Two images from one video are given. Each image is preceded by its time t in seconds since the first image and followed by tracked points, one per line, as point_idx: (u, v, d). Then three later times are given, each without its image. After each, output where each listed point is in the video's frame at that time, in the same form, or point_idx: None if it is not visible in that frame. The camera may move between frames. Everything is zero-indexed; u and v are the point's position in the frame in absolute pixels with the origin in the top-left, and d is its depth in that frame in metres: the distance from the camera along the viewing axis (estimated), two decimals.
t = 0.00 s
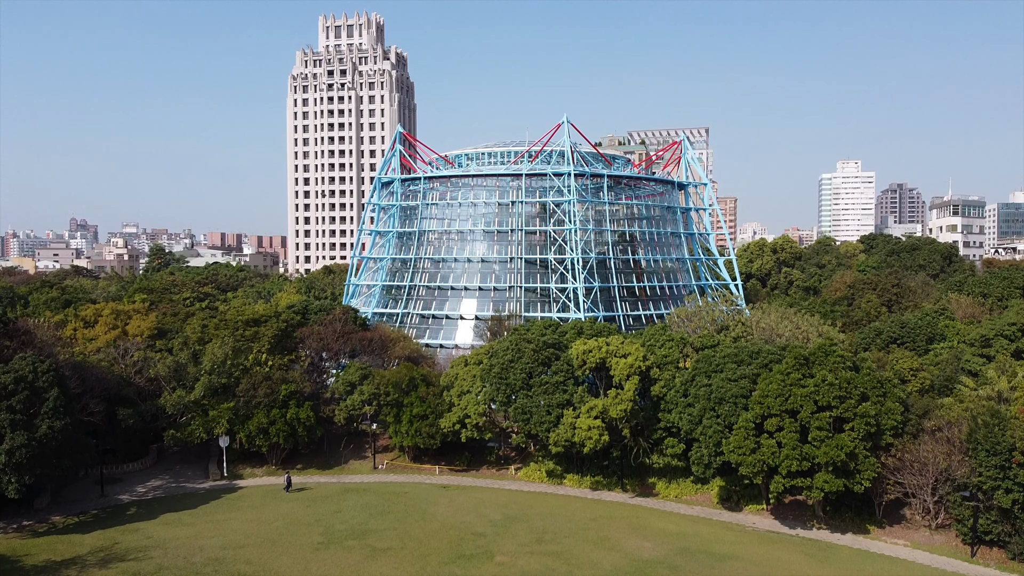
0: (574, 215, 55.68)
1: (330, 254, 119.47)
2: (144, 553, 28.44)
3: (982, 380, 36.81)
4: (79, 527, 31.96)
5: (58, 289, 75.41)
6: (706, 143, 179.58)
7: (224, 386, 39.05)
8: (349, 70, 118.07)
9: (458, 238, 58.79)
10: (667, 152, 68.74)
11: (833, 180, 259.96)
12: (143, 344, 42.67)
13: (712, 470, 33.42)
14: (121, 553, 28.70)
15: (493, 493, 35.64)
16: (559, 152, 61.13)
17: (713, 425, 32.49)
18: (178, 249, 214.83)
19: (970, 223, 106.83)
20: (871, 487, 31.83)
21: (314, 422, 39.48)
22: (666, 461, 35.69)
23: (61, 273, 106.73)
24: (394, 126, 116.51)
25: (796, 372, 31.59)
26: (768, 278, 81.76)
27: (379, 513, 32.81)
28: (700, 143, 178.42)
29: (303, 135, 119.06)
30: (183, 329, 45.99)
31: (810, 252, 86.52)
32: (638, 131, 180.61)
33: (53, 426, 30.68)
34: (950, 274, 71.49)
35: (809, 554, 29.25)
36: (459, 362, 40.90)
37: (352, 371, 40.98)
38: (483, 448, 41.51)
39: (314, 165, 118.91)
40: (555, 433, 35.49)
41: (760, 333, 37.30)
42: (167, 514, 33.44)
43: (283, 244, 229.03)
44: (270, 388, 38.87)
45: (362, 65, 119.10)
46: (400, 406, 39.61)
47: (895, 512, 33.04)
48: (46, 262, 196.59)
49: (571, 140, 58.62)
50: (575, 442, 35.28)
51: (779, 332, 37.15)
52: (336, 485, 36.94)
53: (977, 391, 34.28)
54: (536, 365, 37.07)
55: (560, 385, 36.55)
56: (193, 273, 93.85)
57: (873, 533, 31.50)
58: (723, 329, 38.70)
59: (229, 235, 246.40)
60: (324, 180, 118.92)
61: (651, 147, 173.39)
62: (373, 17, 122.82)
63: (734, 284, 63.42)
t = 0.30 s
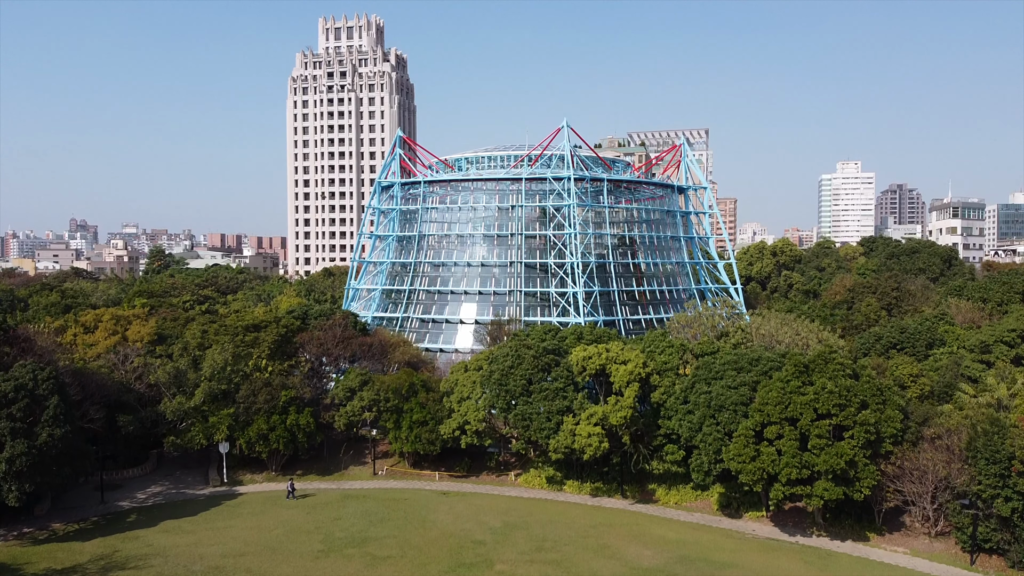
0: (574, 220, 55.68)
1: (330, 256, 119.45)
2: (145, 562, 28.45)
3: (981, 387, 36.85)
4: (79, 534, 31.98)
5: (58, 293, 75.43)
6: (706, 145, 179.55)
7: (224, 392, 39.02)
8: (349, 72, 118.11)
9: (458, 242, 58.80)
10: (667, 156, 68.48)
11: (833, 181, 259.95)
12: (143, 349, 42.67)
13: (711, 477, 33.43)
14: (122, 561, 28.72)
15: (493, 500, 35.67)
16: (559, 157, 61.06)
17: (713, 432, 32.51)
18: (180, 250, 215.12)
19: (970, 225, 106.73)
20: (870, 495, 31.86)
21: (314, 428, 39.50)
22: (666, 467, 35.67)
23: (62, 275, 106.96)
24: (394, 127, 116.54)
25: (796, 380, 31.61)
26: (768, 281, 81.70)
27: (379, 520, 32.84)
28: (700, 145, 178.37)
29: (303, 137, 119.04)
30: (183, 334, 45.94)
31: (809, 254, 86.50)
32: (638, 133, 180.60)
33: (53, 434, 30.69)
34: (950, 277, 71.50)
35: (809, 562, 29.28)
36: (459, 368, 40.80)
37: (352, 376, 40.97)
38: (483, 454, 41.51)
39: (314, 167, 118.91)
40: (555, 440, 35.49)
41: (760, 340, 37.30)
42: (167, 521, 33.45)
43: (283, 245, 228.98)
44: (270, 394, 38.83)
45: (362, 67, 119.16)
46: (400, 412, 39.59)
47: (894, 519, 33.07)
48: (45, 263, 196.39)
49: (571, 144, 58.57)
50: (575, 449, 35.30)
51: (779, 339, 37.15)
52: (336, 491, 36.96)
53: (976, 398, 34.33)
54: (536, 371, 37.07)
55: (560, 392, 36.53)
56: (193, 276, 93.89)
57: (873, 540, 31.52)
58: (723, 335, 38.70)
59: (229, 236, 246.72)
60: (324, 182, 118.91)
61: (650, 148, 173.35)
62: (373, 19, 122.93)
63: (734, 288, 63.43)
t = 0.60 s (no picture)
0: (574, 224, 55.66)
1: (330, 258, 119.41)
2: (145, 570, 28.47)
3: (981, 393, 36.89)
4: (79, 542, 31.99)
5: (58, 297, 75.51)
6: (706, 146, 179.58)
7: (224, 398, 39.04)
8: (349, 74, 118.15)
9: (458, 246, 58.81)
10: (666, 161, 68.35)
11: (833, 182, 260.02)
12: (143, 355, 42.66)
13: (711, 485, 33.44)
14: (122, 569, 28.73)
15: (492, 507, 35.71)
16: (558, 161, 61.03)
17: (712, 439, 32.52)
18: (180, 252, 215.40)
19: (970, 227, 106.59)
20: (870, 503, 31.86)
21: (314, 434, 39.53)
22: (666, 473, 35.66)
23: (62, 278, 107.13)
24: (394, 129, 116.58)
25: (796, 388, 31.64)
26: (768, 284, 81.68)
27: (379, 527, 32.88)
28: (700, 146, 178.40)
29: (303, 138, 119.04)
30: (183, 339, 45.89)
31: (809, 257, 86.51)
32: (638, 134, 180.66)
33: (53, 442, 30.72)
34: (950, 281, 71.49)
35: (809, 570, 29.29)
36: (459, 374, 40.78)
37: (352, 383, 40.96)
38: (483, 459, 41.50)
39: (314, 169, 118.90)
40: (554, 447, 35.51)
41: (760, 346, 37.30)
42: (167, 528, 33.47)
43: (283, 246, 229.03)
44: (270, 401, 38.86)
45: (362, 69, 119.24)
46: (400, 418, 39.61)
47: (894, 527, 33.06)
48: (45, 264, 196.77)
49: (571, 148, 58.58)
50: (575, 456, 35.30)
51: (778, 345, 37.14)
52: (336, 498, 36.98)
53: (976, 405, 34.37)
54: (536, 377, 37.07)
55: (560, 398, 36.53)
56: (193, 279, 93.96)
57: (873, 548, 31.52)
58: (723, 342, 38.68)
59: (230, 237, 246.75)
60: (324, 183, 118.89)
61: (650, 149, 173.41)
62: (373, 21, 123.05)
63: (733, 292, 63.42)
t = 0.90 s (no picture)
0: (574, 228, 55.67)
1: (330, 260, 119.43)
2: None
3: (980, 400, 36.93)
4: (80, 549, 32.02)
5: (58, 300, 75.56)
6: (706, 147, 179.52)
7: (224, 404, 39.09)
8: (349, 76, 118.18)
9: (458, 250, 58.80)
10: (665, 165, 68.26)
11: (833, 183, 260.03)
12: (143, 361, 42.69)
13: (711, 492, 33.47)
14: None
15: (492, 514, 35.76)
16: (558, 165, 61.03)
17: (712, 447, 32.55)
18: (180, 253, 215.23)
19: (969, 230, 106.49)
20: (869, 510, 31.87)
21: (314, 440, 39.55)
22: (666, 480, 35.67)
23: (63, 280, 107.26)
24: (394, 131, 116.66)
25: (796, 395, 31.67)
26: (768, 287, 81.60)
27: (379, 535, 32.92)
28: (700, 148, 178.40)
29: (303, 140, 119.09)
30: (183, 345, 45.85)
31: (809, 260, 86.46)
32: (638, 135, 180.69)
33: (53, 450, 30.76)
34: (949, 284, 71.50)
35: None
36: (459, 380, 40.79)
37: (352, 389, 40.99)
38: (483, 465, 41.52)
39: (314, 171, 118.94)
40: (554, 453, 35.50)
41: (760, 352, 37.31)
42: (167, 535, 33.49)
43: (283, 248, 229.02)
44: (270, 407, 38.87)
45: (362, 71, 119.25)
46: (400, 424, 39.58)
47: (893, 534, 33.07)
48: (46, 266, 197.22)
49: (571, 153, 58.56)
50: (574, 463, 35.33)
51: (778, 351, 37.17)
52: (336, 504, 37.03)
53: (975, 412, 34.41)
54: (536, 383, 37.04)
55: (560, 405, 36.54)
56: (193, 281, 93.95)
57: (872, 555, 31.53)
58: (723, 348, 38.67)
59: (229, 239, 246.79)
60: (323, 185, 118.92)
61: (650, 151, 173.39)
62: (373, 23, 123.10)
63: (733, 296, 63.40)
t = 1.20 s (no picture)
0: (574, 233, 55.65)
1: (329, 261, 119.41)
2: None
3: (979, 407, 36.96)
4: (79, 556, 32.03)
5: (58, 303, 75.57)
6: (706, 148, 179.53)
7: (224, 410, 39.08)
8: (349, 77, 118.18)
9: (457, 254, 58.80)
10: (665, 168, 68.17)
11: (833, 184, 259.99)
12: (143, 367, 42.65)
13: (710, 499, 33.46)
14: None
15: (492, 521, 35.78)
16: (558, 169, 60.98)
17: (712, 454, 32.55)
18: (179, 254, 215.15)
19: (969, 232, 106.41)
20: (869, 518, 31.87)
21: (313, 446, 39.57)
22: (665, 486, 35.68)
23: (62, 282, 107.28)
24: (394, 133, 116.72)
25: (796, 403, 31.70)
26: (767, 290, 81.56)
27: (378, 542, 32.94)
28: (700, 149, 178.36)
29: (303, 142, 119.10)
30: (183, 349, 45.79)
31: (809, 262, 86.46)
32: (637, 137, 180.73)
33: (53, 458, 30.77)
34: (949, 288, 71.50)
35: None
36: (459, 386, 40.73)
37: (351, 394, 40.96)
38: (482, 471, 41.52)
39: (314, 172, 118.95)
40: (553, 460, 35.48)
41: (759, 359, 37.32)
42: (166, 542, 33.50)
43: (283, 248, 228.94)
44: (270, 413, 38.90)
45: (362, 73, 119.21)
46: (399, 430, 39.58)
47: (893, 541, 33.05)
48: (46, 267, 197.20)
49: (571, 157, 58.52)
50: (574, 470, 35.31)
51: (778, 358, 37.15)
52: (336, 511, 37.06)
53: (974, 420, 34.44)
54: (535, 390, 37.08)
55: (560, 411, 36.55)
56: (193, 284, 93.96)
57: (872, 563, 31.54)
58: (723, 355, 38.66)
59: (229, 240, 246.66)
60: (323, 187, 118.92)
61: (650, 152, 173.35)
62: (373, 24, 123.06)
63: (733, 299, 63.38)
